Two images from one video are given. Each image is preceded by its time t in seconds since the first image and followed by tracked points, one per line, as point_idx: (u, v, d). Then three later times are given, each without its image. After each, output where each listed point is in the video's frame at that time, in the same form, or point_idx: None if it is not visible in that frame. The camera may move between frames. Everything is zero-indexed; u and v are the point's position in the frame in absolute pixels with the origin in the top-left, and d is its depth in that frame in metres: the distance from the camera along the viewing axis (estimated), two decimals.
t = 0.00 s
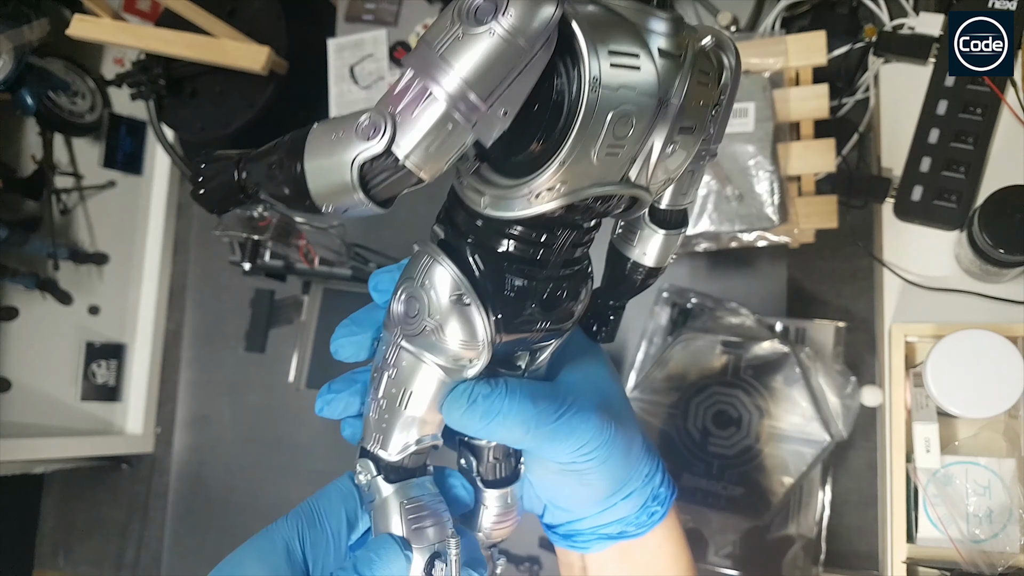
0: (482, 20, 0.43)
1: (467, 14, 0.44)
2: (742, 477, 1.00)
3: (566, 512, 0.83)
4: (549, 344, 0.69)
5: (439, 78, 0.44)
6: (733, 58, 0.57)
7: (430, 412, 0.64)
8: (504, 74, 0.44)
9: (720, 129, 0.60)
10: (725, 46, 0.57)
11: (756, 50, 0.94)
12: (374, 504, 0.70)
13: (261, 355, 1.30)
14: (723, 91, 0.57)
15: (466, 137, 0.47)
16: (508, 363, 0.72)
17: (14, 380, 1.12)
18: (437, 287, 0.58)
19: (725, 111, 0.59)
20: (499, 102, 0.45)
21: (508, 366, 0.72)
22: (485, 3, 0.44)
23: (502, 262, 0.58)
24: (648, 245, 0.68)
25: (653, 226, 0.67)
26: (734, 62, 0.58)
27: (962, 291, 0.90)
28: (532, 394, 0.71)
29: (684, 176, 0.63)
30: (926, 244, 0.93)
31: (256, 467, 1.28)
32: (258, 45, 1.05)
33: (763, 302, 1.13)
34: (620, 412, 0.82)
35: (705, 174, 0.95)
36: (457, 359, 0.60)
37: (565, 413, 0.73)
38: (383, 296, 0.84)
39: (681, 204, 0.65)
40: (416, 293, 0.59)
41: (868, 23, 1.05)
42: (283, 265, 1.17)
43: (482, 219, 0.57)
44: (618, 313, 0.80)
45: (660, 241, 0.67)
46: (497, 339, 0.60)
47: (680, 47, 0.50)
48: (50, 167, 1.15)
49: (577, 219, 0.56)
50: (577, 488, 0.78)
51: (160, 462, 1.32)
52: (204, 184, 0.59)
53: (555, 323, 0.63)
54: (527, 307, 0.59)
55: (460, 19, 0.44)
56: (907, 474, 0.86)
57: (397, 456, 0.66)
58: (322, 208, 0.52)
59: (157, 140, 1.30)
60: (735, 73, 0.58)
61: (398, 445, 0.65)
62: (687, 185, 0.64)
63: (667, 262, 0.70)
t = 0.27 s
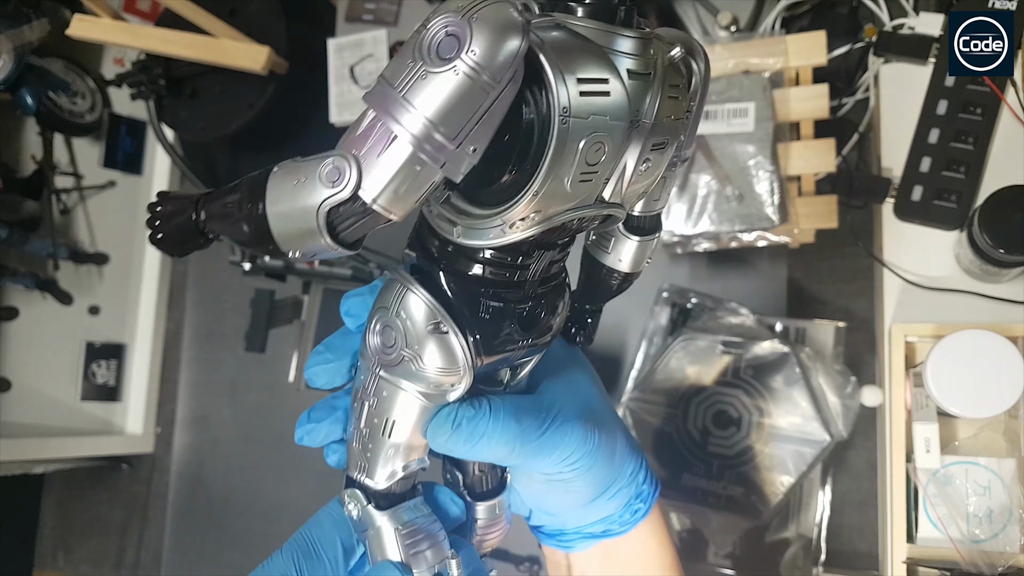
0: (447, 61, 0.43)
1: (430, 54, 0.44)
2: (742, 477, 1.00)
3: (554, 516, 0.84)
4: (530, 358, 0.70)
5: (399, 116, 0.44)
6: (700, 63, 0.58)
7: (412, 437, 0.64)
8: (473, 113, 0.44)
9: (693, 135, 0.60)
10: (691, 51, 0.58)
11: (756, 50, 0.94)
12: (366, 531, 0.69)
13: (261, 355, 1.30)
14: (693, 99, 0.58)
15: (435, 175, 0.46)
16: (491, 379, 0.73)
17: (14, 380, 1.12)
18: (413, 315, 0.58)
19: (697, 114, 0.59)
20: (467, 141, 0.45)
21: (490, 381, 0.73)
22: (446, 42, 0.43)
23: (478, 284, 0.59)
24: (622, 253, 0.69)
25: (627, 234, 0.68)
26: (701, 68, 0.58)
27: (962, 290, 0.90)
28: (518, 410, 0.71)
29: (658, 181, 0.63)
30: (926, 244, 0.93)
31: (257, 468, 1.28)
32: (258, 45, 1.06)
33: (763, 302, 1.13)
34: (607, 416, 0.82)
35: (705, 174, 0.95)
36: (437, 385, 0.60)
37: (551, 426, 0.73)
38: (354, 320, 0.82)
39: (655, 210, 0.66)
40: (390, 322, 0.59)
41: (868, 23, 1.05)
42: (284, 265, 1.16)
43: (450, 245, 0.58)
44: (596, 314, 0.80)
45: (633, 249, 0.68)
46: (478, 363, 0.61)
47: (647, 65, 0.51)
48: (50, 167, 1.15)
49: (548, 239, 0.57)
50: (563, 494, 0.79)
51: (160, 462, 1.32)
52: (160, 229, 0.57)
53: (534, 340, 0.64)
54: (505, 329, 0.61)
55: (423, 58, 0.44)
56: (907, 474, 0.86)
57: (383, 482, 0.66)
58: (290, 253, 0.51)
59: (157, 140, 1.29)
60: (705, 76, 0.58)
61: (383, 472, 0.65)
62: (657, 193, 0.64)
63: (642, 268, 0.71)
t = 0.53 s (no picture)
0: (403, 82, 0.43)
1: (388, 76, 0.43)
2: (742, 477, 1.00)
3: (559, 526, 0.83)
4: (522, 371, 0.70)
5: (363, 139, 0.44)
6: (697, 70, 0.57)
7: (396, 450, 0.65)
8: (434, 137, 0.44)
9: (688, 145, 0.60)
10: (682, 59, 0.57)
11: (756, 49, 0.94)
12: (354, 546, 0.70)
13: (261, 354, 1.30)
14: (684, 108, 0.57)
15: (397, 198, 0.46)
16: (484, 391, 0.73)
17: (14, 380, 1.12)
18: (396, 336, 0.58)
19: (693, 122, 0.59)
20: (428, 164, 0.45)
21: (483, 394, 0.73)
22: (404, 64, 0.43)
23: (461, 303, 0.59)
24: (620, 263, 0.69)
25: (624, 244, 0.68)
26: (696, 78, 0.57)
27: (962, 291, 0.90)
28: (507, 421, 0.71)
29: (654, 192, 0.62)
30: (926, 245, 0.93)
31: (257, 468, 1.28)
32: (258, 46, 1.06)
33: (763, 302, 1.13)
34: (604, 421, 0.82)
35: (705, 174, 0.95)
36: (423, 400, 0.61)
37: (544, 434, 0.72)
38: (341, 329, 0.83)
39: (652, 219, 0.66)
40: (372, 336, 0.60)
41: (868, 23, 1.05)
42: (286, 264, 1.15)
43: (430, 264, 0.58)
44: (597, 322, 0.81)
45: (630, 258, 0.68)
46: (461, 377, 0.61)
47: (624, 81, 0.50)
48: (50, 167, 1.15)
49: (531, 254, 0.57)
50: (564, 504, 0.78)
51: (160, 462, 1.32)
52: (133, 246, 0.55)
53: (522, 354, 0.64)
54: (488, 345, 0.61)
55: (380, 81, 0.44)
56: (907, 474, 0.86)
57: (370, 495, 0.67)
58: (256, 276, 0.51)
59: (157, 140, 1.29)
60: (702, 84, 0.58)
61: (371, 485, 0.66)
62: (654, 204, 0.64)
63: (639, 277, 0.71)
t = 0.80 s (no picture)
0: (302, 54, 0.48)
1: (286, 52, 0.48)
2: (742, 477, 1.00)
3: (557, 543, 0.81)
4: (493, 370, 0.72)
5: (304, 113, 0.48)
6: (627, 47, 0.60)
7: (370, 458, 0.68)
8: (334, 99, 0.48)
9: (624, 119, 0.62)
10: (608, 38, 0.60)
11: (756, 49, 0.94)
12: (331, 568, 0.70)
13: (262, 354, 1.31)
14: (613, 82, 0.60)
15: (311, 170, 0.50)
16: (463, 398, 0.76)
17: (14, 380, 1.12)
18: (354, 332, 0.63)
19: (630, 93, 0.61)
20: (327, 129, 0.48)
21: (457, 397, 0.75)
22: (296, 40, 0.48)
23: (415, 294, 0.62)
24: (586, 253, 0.69)
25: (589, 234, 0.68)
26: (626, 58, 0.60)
27: (963, 291, 0.90)
28: (484, 423, 0.71)
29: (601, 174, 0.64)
30: (926, 244, 0.93)
31: (257, 468, 1.28)
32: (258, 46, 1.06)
33: (763, 303, 1.14)
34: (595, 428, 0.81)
35: (705, 174, 0.95)
36: (387, 399, 0.65)
37: (526, 437, 0.72)
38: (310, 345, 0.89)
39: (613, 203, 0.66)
40: (332, 335, 0.65)
41: (868, 23, 1.05)
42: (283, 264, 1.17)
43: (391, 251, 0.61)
44: (586, 330, 0.83)
45: (598, 246, 0.68)
46: (420, 374, 0.65)
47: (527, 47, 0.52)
48: (50, 167, 1.15)
49: (478, 234, 0.59)
50: (556, 516, 0.76)
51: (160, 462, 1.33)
52: (110, 265, 0.59)
53: (482, 344, 0.67)
54: (444, 336, 0.64)
55: (278, 57, 0.48)
56: (907, 474, 0.86)
57: (341, 507, 0.69)
58: (193, 263, 0.54)
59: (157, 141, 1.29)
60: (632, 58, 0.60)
61: (343, 497, 0.68)
62: (605, 186, 0.65)
63: (609, 266, 0.70)
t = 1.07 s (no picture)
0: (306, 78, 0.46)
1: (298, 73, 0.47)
2: (742, 477, 1.00)
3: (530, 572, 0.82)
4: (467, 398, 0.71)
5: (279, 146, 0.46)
6: (647, 103, 0.63)
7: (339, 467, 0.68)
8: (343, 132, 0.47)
9: (637, 170, 0.64)
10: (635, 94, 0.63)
11: (755, 49, 0.94)
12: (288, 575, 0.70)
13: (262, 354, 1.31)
14: (630, 136, 0.62)
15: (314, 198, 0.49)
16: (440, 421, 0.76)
17: (15, 380, 1.12)
18: (328, 341, 0.63)
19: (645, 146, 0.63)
20: (336, 161, 0.47)
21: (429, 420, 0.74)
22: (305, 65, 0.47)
23: (400, 315, 0.63)
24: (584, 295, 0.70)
25: (588, 278, 0.69)
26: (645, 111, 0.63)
27: (963, 291, 0.90)
28: (451, 446, 0.71)
29: (609, 222, 0.65)
30: (926, 244, 0.93)
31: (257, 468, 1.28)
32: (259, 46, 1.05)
33: (763, 302, 1.14)
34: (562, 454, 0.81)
35: (705, 174, 0.95)
36: (358, 416, 0.65)
37: (492, 463, 0.72)
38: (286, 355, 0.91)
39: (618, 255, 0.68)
40: (311, 346, 0.65)
41: (868, 23, 1.06)
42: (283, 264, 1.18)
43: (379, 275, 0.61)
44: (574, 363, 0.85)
45: (597, 292, 0.69)
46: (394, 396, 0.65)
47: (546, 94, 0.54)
48: (50, 167, 1.15)
49: (469, 270, 0.59)
50: (527, 544, 0.77)
51: (160, 462, 1.35)
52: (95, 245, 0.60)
53: (461, 373, 0.66)
54: (421, 361, 0.63)
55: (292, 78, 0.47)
56: (907, 474, 0.86)
57: (300, 515, 0.69)
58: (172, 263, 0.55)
59: (157, 141, 1.30)
60: (651, 115, 0.63)
61: (303, 503, 0.68)
62: (613, 233, 0.66)
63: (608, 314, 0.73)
